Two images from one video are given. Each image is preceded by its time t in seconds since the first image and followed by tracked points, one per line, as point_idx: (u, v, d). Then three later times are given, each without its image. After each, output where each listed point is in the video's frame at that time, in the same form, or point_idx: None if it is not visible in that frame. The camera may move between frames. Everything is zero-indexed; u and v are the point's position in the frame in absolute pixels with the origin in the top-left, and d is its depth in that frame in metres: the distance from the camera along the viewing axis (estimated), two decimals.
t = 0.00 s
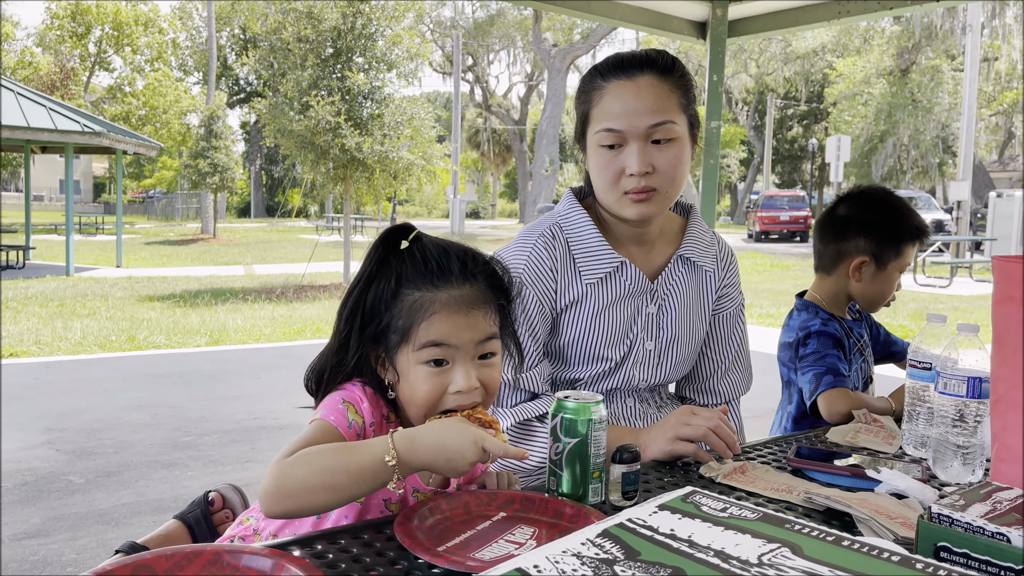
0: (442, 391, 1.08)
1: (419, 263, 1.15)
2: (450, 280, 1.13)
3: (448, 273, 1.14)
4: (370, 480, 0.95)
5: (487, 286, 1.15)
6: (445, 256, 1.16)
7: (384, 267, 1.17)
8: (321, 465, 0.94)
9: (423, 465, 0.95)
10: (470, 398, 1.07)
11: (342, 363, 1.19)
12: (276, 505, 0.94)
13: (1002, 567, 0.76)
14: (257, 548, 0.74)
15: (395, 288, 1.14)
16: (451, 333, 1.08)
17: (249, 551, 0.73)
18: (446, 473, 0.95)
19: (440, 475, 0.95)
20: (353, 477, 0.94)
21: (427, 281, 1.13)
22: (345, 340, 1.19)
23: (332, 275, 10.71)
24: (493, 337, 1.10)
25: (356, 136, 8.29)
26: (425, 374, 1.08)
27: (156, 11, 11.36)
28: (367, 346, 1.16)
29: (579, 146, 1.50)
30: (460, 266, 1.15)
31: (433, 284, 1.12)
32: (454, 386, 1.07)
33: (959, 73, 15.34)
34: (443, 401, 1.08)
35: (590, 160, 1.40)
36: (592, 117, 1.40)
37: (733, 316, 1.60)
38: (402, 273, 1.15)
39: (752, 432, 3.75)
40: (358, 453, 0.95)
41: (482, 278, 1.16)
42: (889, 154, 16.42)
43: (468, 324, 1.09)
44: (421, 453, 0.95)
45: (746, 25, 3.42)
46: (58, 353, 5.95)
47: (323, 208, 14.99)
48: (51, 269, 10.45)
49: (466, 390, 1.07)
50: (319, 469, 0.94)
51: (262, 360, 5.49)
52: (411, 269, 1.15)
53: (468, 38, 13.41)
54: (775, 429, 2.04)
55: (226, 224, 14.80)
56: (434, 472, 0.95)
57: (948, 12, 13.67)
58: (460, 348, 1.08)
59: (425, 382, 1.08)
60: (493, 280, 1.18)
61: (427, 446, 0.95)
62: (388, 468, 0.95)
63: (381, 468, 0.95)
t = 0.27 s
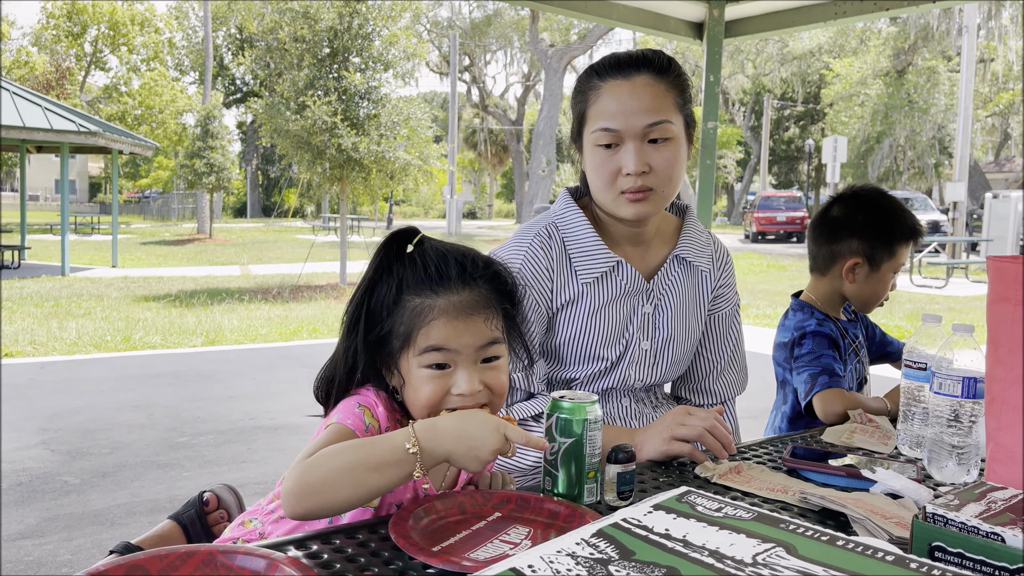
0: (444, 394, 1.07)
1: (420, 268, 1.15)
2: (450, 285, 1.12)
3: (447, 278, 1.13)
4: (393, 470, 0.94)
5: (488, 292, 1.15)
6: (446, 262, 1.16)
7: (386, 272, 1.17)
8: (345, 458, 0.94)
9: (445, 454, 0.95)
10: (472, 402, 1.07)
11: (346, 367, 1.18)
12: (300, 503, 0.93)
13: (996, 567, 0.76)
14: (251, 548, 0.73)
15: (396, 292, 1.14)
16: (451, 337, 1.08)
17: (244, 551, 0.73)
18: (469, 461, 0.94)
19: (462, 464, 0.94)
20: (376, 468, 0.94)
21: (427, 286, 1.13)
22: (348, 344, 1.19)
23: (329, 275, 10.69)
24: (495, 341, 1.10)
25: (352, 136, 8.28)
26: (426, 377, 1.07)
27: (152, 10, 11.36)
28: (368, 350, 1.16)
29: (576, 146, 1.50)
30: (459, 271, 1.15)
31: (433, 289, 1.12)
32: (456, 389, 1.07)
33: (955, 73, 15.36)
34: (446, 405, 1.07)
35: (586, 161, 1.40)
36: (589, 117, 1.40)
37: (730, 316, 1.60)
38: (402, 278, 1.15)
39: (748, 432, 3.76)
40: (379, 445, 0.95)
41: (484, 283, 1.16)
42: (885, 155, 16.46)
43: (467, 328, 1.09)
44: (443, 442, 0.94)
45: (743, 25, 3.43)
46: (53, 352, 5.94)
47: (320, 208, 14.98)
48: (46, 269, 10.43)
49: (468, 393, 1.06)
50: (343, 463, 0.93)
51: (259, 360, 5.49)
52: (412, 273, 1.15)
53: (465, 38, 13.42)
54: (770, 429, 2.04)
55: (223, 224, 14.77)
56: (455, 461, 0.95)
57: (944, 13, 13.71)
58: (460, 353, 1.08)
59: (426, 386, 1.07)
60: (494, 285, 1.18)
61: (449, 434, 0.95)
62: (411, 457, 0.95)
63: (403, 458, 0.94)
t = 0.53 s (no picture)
0: (436, 394, 1.07)
1: (416, 269, 1.15)
2: (446, 287, 1.12)
3: (443, 280, 1.13)
4: (378, 469, 0.94)
5: (483, 294, 1.15)
6: (443, 263, 1.16)
7: (383, 273, 1.17)
8: (329, 458, 0.94)
9: (429, 452, 0.95)
10: (463, 403, 1.06)
11: (342, 367, 1.18)
12: (286, 503, 0.93)
13: (990, 566, 0.76)
14: (245, 549, 0.73)
15: (392, 292, 1.14)
16: (445, 338, 1.08)
17: (237, 551, 0.73)
18: (452, 460, 0.94)
19: (445, 461, 0.94)
20: (360, 467, 0.94)
21: (423, 287, 1.13)
22: (343, 344, 1.18)
23: (325, 276, 10.70)
24: (489, 343, 1.10)
25: (349, 137, 8.29)
26: (419, 377, 1.07)
27: (148, 10, 11.34)
28: (363, 350, 1.16)
29: (571, 146, 1.50)
30: (455, 273, 1.15)
31: (428, 290, 1.12)
32: (449, 390, 1.06)
33: (951, 75, 15.38)
34: (438, 406, 1.07)
35: (581, 161, 1.40)
36: (585, 117, 1.39)
37: (724, 318, 1.60)
38: (399, 279, 1.15)
39: (743, 433, 3.77)
40: (362, 444, 0.95)
41: (479, 285, 1.16)
42: (881, 155, 16.50)
43: (462, 330, 1.09)
44: (425, 439, 0.94)
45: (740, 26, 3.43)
46: (49, 353, 5.94)
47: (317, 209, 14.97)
48: (42, 269, 10.42)
49: (460, 394, 1.06)
50: (327, 462, 0.94)
51: (255, 361, 5.49)
52: (409, 274, 1.14)
53: (462, 39, 13.43)
54: (766, 429, 2.04)
55: (219, 225, 14.76)
56: (439, 458, 0.94)
57: (940, 14, 13.75)
58: (453, 353, 1.08)
59: (418, 386, 1.07)
60: (490, 287, 1.18)
61: (432, 431, 0.95)
62: (394, 455, 0.94)
63: (386, 455, 0.94)
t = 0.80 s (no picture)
0: (431, 397, 1.07)
1: (413, 272, 1.15)
2: (441, 290, 1.13)
3: (439, 283, 1.14)
4: (372, 479, 0.95)
5: (479, 297, 1.15)
6: (438, 266, 1.16)
7: (379, 275, 1.17)
8: (325, 468, 0.94)
9: (423, 460, 0.95)
10: (457, 407, 1.06)
11: (337, 370, 1.18)
12: (283, 514, 0.93)
13: (983, 567, 0.76)
14: (240, 550, 0.73)
15: (388, 294, 1.14)
16: (440, 340, 1.08)
17: (232, 552, 0.73)
18: (447, 468, 0.94)
19: (440, 469, 0.95)
20: (356, 476, 0.94)
21: (419, 290, 1.13)
22: (338, 344, 1.19)
23: (323, 277, 10.69)
24: (483, 346, 1.10)
25: (346, 138, 8.31)
26: (414, 380, 1.07)
27: (146, 11, 11.33)
28: (358, 351, 1.16)
29: (567, 148, 1.50)
30: (451, 276, 1.15)
31: (424, 293, 1.12)
32: (443, 392, 1.07)
33: (947, 76, 15.40)
34: (433, 409, 1.07)
35: (577, 163, 1.40)
36: (580, 119, 1.40)
37: (719, 319, 1.60)
38: (395, 280, 1.15)
39: (740, 432, 3.78)
40: (356, 454, 0.95)
41: (475, 288, 1.16)
42: (878, 157, 16.53)
43: (457, 333, 1.09)
44: (421, 448, 0.95)
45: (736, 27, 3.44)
46: (46, 354, 5.94)
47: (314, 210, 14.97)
48: (38, 270, 10.42)
49: (455, 397, 1.06)
50: (323, 472, 0.94)
51: (252, 361, 5.49)
52: (404, 276, 1.15)
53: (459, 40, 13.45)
54: (761, 430, 2.05)
55: (216, 225, 14.75)
56: (434, 467, 0.95)
57: (937, 16, 13.78)
58: (448, 356, 1.08)
59: (413, 389, 1.07)
60: (486, 289, 1.18)
61: (427, 439, 0.96)
62: (390, 464, 0.95)
63: (382, 464, 0.95)
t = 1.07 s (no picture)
0: (429, 397, 1.07)
1: (411, 272, 1.15)
2: (439, 291, 1.12)
3: (437, 283, 1.14)
4: (368, 483, 0.94)
5: (477, 298, 1.15)
6: (436, 267, 1.16)
7: (377, 275, 1.17)
8: (321, 472, 0.94)
9: (419, 464, 0.95)
10: (455, 408, 1.06)
11: (335, 370, 1.18)
12: (279, 519, 0.93)
13: (979, 566, 0.76)
14: (236, 551, 0.73)
15: (386, 294, 1.14)
16: (437, 341, 1.08)
17: (229, 553, 0.73)
18: (443, 472, 0.94)
19: (437, 473, 0.94)
20: (353, 480, 0.94)
21: (417, 290, 1.13)
22: (336, 345, 1.19)
23: (320, 279, 10.66)
24: (481, 347, 1.10)
25: (344, 139, 8.31)
26: (411, 380, 1.08)
27: (144, 13, 11.33)
28: (356, 351, 1.16)
29: (563, 149, 1.51)
30: (449, 277, 1.15)
31: (422, 293, 1.12)
32: (441, 393, 1.07)
33: (944, 77, 15.44)
34: (431, 410, 1.07)
35: (574, 165, 1.40)
36: (577, 122, 1.40)
37: (716, 321, 1.60)
38: (394, 282, 1.14)
39: (736, 434, 3.78)
40: (353, 458, 0.95)
41: (473, 288, 1.16)
42: (875, 158, 16.56)
43: (455, 334, 1.09)
44: (418, 451, 0.95)
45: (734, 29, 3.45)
46: (42, 356, 5.92)
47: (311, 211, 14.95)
48: (35, 272, 10.41)
49: (452, 398, 1.06)
50: (320, 476, 0.94)
51: (249, 363, 5.48)
52: (403, 277, 1.15)
53: (456, 41, 13.46)
54: (759, 431, 2.05)
55: (213, 227, 14.73)
56: (430, 470, 0.95)
57: (933, 17, 13.83)
58: (446, 356, 1.08)
59: (411, 390, 1.07)
60: (484, 290, 1.18)
61: (423, 442, 0.95)
62: (386, 467, 0.95)
63: (379, 468, 0.95)
